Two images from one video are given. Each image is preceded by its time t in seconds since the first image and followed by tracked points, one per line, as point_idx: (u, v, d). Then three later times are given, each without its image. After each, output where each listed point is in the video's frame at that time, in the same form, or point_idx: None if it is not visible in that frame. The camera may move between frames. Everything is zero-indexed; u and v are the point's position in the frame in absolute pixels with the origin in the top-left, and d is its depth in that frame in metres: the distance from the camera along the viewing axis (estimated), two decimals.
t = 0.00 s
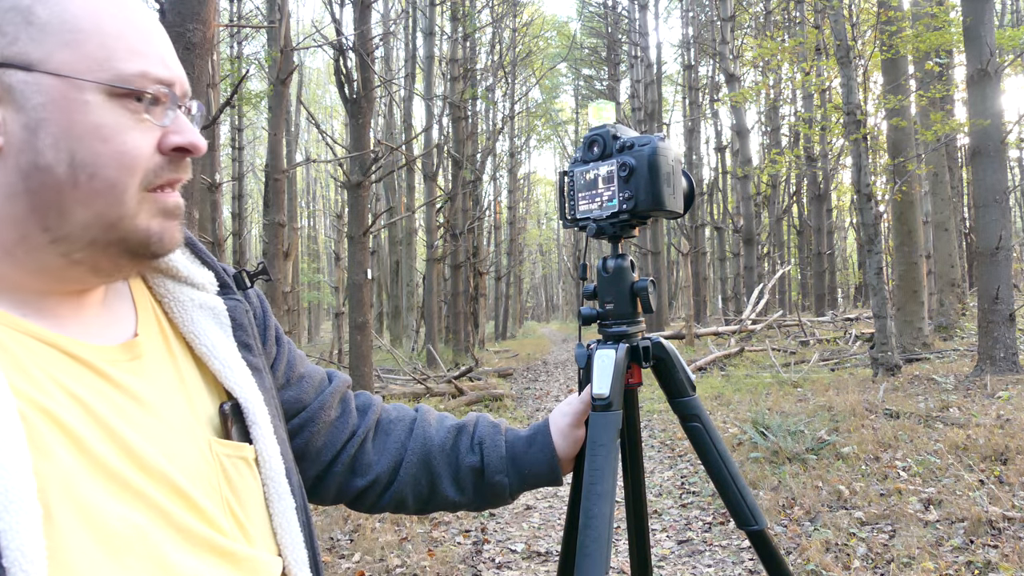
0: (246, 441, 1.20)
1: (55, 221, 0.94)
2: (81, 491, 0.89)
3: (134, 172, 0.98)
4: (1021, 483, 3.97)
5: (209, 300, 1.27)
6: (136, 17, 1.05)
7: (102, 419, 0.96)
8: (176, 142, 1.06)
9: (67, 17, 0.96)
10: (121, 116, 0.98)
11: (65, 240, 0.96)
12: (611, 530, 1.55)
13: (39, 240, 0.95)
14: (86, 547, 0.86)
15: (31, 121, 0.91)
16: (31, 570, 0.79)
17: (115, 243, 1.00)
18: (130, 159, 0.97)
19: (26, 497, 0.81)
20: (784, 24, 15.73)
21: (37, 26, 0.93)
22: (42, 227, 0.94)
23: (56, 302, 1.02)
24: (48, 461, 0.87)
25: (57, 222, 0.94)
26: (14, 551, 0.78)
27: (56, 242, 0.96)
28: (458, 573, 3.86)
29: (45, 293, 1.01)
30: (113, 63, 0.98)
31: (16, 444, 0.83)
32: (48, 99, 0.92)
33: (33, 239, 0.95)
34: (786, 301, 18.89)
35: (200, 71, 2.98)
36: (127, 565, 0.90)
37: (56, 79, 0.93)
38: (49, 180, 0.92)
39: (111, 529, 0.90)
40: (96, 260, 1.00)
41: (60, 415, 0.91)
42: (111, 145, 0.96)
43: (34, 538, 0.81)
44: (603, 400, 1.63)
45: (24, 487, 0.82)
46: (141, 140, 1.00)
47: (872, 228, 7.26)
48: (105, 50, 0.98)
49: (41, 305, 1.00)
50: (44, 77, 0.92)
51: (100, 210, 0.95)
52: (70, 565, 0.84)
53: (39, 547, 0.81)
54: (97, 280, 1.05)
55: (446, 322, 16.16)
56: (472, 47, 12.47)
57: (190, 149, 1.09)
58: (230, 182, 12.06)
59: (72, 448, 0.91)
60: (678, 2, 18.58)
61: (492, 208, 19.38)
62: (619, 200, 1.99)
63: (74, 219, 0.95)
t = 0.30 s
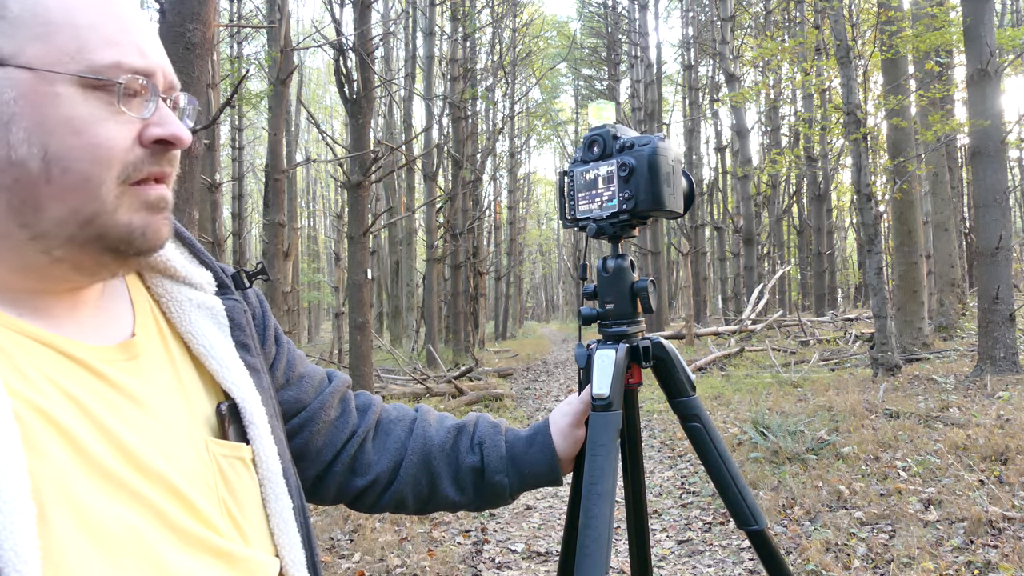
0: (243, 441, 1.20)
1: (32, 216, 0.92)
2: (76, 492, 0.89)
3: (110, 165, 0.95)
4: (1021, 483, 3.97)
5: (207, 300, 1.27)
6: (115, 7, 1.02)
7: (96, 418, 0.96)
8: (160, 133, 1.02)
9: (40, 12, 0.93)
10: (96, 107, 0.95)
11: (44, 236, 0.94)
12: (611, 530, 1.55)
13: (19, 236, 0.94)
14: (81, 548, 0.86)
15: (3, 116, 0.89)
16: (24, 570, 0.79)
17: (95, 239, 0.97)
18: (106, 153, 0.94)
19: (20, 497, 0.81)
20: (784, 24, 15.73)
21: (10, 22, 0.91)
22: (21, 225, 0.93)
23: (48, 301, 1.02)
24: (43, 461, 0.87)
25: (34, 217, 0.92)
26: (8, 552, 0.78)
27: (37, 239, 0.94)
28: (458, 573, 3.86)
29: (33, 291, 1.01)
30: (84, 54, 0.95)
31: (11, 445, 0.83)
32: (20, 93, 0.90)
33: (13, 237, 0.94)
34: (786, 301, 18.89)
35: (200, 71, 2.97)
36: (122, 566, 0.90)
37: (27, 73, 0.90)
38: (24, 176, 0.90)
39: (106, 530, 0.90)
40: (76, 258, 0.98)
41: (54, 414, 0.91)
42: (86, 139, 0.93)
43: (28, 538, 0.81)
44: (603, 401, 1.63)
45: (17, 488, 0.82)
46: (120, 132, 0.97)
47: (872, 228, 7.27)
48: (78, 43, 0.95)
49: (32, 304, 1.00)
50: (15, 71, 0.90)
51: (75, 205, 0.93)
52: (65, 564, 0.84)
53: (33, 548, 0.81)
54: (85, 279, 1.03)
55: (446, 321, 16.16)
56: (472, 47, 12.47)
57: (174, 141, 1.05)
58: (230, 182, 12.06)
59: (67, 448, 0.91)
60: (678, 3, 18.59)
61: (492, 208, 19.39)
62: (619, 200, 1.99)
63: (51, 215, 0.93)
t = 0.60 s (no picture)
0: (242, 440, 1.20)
1: (79, 214, 0.98)
2: (75, 492, 0.89)
3: (154, 162, 1.05)
4: (1021, 483, 3.97)
5: (205, 300, 1.27)
6: (137, 18, 1.11)
7: (95, 418, 0.96)
8: (186, 131, 1.13)
9: (79, 15, 1.01)
10: (139, 109, 1.05)
11: (86, 231, 1.00)
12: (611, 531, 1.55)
13: (56, 232, 0.98)
14: (81, 547, 0.86)
15: (56, 116, 0.96)
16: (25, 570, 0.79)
17: (133, 234, 1.05)
18: (150, 151, 1.04)
19: (20, 496, 0.81)
20: (784, 24, 15.73)
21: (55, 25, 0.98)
22: (66, 220, 0.98)
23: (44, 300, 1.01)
24: (41, 460, 0.87)
25: (81, 214, 0.99)
26: (7, 551, 0.79)
27: (77, 234, 1.00)
28: (458, 573, 3.86)
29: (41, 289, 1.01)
30: (128, 57, 1.04)
31: (9, 444, 0.83)
32: (73, 94, 0.97)
33: (53, 233, 0.98)
34: (786, 301, 18.89)
35: (200, 70, 2.97)
36: (122, 566, 0.90)
37: (80, 76, 0.98)
38: (78, 173, 0.97)
39: (105, 529, 0.90)
40: (114, 250, 1.05)
41: (52, 414, 0.91)
42: (135, 136, 1.02)
43: (28, 537, 0.81)
44: (603, 401, 1.63)
45: (17, 486, 0.82)
46: (159, 131, 1.07)
47: (872, 228, 7.26)
48: (120, 46, 1.04)
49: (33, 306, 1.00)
50: (67, 74, 0.97)
51: (124, 200, 1.01)
52: (65, 563, 0.84)
53: (33, 548, 0.81)
54: (106, 272, 1.08)
55: (446, 321, 16.16)
56: (472, 47, 12.46)
57: (196, 138, 1.16)
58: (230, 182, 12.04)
59: (65, 447, 0.91)
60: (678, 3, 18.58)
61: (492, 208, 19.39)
62: (619, 200, 1.99)
63: (99, 210, 1.00)
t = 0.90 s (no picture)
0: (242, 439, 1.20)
1: (89, 215, 0.99)
2: (75, 490, 0.89)
3: (164, 166, 1.07)
4: (1021, 483, 3.97)
5: (205, 300, 1.27)
6: (145, 25, 1.13)
7: (95, 416, 0.96)
8: (190, 137, 1.15)
9: (95, 22, 1.02)
10: (151, 114, 1.06)
11: (95, 233, 1.00)
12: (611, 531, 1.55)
13: (66, 233, 0.99)
14: (82, 544, 0.87)
15: (72, 120, 0.97)
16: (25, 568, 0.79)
17: (141, 235, 1.06)
18: (161, 155, 1.06)
19: (21, 494, 0.82)
20: (784, 24, 15.72)
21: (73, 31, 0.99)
22: (76, 220, 0.98)
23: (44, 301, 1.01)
24: (41, 458, 0.87)
25: (92, 215, 0.99)
26: (7, 549, 0.79)
27: (86, 235, 1.00)
28: (458, 574, 3.86)
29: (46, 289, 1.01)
30: (141, 64, 1.06)
31: (10, 442, 0.83)
32: (89, 99, 0.98)
33: (63, 235, 0.99)
34: (786, 301, 18.89)
35: (200, 70, 2.97)
36: (121, 564, 0.89)
37: (96, 80, 0.99)
38: (93, 176, 0.98)
39: (105, 527, 0.90)
40: (121, 252, 1.06)
41: (52, 411, 0.91)
42: (146, 142, 1.04)
43: (28, 534, 0.81)
44: (603, 400, 1.63)
45: (17, 484, 0.82)
46: (167, 135, 1.08)
47: (872, 228, 7.27)
48: (134, 53, 1.06)
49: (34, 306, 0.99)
50: (83, 79, 0.98)
51: (134, 203, 1.02)
52: (65, 560, 0.84)
53: (33, 546, 0.81)
54: (112, 274, 1.08)
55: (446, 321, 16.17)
56: (472, 47, 12.46)
57: (198, 144, 1.19)
58: (230, 182, 12.04)
59: (65, 444, 0.91)
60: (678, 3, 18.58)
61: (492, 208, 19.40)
62: (619, 200, 1.99)
63: (110, 212, 1.00)
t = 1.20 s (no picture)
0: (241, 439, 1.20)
1: (90, 215, 0.99)
2: (75, 493, 0.88)
3: (165, 166, 1.07)
4: (1021, 483, 3.97)
5: (204, 300, 1.27)
6: (144, 26, 1.12)
7: (95, 416, 0.96)
8: (188, 138, 1.14)
9: (96, 23, 1.02)
10: (152, 114, 1.06)
11: (96, 233, 1.00)
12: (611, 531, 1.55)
13: (68, 232, 0.99)
14: (81, 545, 0.86)
15: (74, 121, 0.97)
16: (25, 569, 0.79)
17: (141, 236, 1.06)
18: (162, 155, 1.06)
19: (21, 495, 0.82)
20: (784, 24, 15.72)
21: (74, 31, 0.99)
22: (77, 221, 0.98)
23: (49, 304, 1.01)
24: (41, 458, 0.87)
25: (93, 215, 0.99)
26: (7, 548, 0.79)
27: (87, 235, 1.00)
28: (458, 573, 3.86)
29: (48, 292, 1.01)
30: (142, 65, 1.06)
31: (11, 442, 0.83)
32: (92, 100, 0.99)
33: (66, 235, 0.99)
34: (786, 301, 18.90)
35: (200, 71, 2.97)
36: (120, 564, 0.89)
37: (98, 81, 0.99)
38: (96, 176, 0.98)
39: (105, 529, 0.90)
40: (121, 253, 1.06)
41: (53, 412, 0.91)
42: (147, 143, 1.04)
43: (28, 535, 0.81)
44: (603, 400, 1.63)
45: (17, 484, 0.81)
46: (168, 136, 1.08)
47: (872, 228, 7.26)
48: (136, 54, 1.06)
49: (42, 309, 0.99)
50: (85, 79, 0.99)
51: (136, 203, 1.02)
52: (64, 560, 0.84)
53: (33, 547, 0.81)
54: (111, 274, 1.08)
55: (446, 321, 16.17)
56: (472, 47, 12.46)
57: (199, 144, 1.18)
58: (230, 182, 12.04)
59: (66, 444, 0.91)
60: (678, 3, 18.58)
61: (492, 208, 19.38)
62: (619, 200, 1.99)
63: (112, 212, 1.00)
